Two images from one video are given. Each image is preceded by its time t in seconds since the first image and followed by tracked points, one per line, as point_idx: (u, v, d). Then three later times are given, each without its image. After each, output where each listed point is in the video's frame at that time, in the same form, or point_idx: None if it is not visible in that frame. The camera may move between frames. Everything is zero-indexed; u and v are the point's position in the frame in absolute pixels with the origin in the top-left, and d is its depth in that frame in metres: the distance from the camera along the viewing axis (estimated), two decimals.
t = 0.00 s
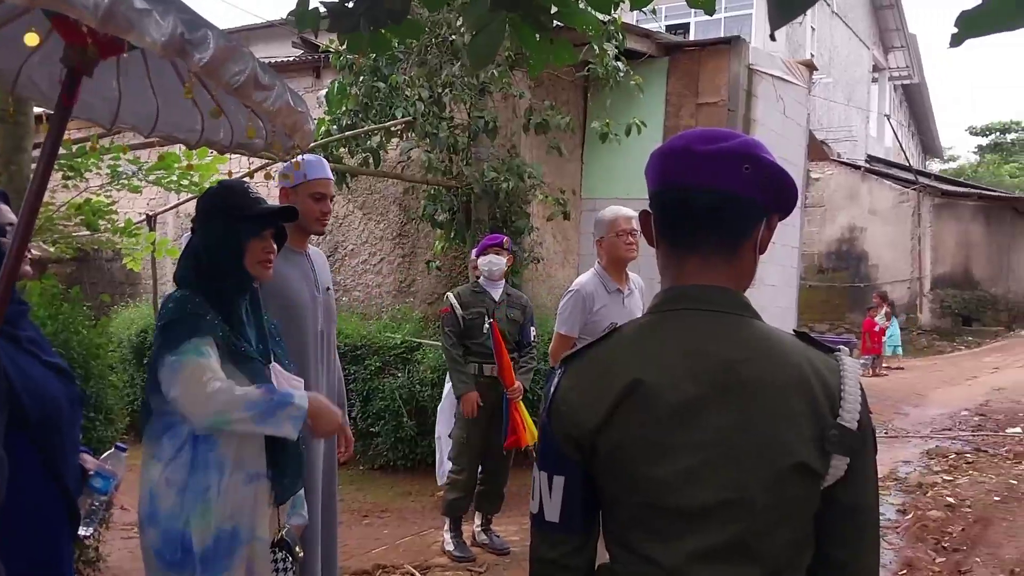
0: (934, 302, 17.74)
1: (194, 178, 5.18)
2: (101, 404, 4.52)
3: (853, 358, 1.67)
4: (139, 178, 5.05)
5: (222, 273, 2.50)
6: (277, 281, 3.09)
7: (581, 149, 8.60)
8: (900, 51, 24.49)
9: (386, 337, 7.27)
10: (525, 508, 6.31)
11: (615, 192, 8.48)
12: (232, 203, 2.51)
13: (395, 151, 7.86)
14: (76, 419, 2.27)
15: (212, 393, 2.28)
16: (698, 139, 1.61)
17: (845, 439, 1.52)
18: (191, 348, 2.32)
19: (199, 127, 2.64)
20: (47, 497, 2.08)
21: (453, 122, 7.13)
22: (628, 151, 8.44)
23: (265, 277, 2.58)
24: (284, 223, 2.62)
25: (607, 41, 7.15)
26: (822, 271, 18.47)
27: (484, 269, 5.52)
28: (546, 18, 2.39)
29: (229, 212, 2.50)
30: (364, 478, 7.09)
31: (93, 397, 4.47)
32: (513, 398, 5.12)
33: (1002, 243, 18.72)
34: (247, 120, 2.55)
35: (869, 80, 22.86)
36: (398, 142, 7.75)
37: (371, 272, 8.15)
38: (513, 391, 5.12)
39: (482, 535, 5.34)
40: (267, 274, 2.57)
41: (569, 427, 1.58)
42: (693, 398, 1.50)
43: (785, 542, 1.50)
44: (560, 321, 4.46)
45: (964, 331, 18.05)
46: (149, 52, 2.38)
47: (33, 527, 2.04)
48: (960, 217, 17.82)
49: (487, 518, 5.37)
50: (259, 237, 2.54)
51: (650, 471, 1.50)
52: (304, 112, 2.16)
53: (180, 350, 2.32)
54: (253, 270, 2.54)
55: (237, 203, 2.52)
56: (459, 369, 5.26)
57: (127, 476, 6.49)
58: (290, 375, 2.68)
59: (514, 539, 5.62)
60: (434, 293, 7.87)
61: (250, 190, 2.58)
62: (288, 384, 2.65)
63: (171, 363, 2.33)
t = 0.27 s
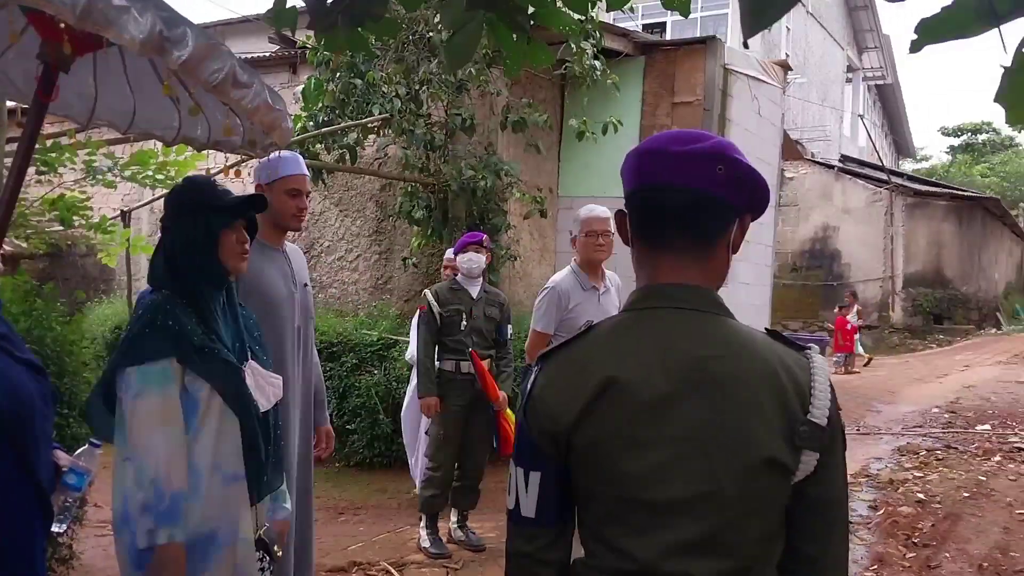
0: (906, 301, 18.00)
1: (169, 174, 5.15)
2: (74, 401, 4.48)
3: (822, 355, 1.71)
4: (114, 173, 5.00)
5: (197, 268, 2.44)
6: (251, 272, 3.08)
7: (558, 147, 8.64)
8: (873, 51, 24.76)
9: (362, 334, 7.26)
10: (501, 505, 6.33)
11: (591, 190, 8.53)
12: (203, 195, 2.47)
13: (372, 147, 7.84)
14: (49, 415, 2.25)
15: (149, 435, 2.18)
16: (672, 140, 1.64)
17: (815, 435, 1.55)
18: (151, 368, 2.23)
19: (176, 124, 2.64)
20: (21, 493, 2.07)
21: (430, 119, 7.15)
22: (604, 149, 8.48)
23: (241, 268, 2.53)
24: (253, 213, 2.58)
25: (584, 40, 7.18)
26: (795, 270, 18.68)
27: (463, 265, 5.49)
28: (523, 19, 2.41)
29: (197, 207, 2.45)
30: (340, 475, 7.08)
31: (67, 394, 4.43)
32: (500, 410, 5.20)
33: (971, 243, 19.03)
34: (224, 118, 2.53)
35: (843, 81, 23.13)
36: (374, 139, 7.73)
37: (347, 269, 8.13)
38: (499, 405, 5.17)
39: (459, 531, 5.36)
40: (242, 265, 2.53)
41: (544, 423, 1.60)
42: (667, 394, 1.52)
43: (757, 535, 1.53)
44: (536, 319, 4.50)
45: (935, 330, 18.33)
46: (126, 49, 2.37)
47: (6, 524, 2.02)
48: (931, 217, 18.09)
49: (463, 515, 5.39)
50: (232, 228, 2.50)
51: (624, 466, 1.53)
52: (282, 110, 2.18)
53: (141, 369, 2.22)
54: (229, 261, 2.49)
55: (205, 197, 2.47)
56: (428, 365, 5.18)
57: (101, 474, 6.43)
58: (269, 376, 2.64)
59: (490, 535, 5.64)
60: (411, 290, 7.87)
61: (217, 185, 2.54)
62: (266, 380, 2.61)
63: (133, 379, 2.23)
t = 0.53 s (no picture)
0: (878, 299, 18.23)
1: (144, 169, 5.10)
2: (47, 398, 4.44)
3: (793, 353, 1.74)
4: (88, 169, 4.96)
5: (169, 265, 2.42)
6: (224, 266, 3.08)
7: (535, 146, 8.65)
8: (848, 52, 25.02)
9: (338, 332, 7.24)
10: (476, 502, 6.35)
11: (567, 189, 8.57)
12: (172, 192, 2.45)
13: (349, 144, 7.82)
14: (21, 413, 2.23)
15: (97, 435, 2.16)
16: (647, 140, 1.66)
17: (785, 432, 1.57)
18: (111, 368, 2.20)
19: (153, 121, 2.66)
20: None
21: (407, 116, 7.16)
22: (581, 148, 8.52)
23: (213, 263, 2.51)
24: (223, 207, 2.58)
25: (561, 39, 7.21)
26: (769, 269, 18.87)
27: (441, 264, 5.51)
28: (499, 19, 2.42)
29: (169, 203, 2.44)
30: (316, 473, 7.06)
31: (39, 391, 4.39)
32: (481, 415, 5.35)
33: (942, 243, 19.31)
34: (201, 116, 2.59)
35: (817, 82, 23.39)
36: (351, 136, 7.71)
37: (323, 266, 8.10)
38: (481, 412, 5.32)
39: (434, 529, 5.37)
40: (214, 259, 2.51)
41: (518, 420, 1.63)
42: (639, 391, 1.55)
43: (728, 531, 1.55)
44: (512, 316, 4.52)
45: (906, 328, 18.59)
46: (103, 46, 2.35)
47: None
48: (903, 217, 18.33)
49: (439, 512, 5.40)
50: (203, 222, 2.48)
51: (596, 462, 1.55)
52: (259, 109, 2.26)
53: (97, 369, 2.20)
54: (200, 255, 2.47)
55: (176, 192, 2.46)
56: (402, 366, 5.18)
57: (73, 472, 6.37)
58: (245, 374, 2.63)
59: (465, 533, 5.66)
60: (387, 288, 7.86)
61: (188, 180, 2.53)
62: (238, 378, 2.60)
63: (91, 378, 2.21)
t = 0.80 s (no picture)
0: (851, 300, 18.44)
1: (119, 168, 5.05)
2: (20, 398, 4.39)
3: (765, 352, 1.77)
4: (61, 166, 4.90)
5: (136, 265, 2.42)
6: (198, 264, 3.07)
7: (512, 146, 8.67)
8: (822, 54, 25.26)
9: (314, 331, 7.21)
10: (452, 502, 6.36)
11: (544, 188, 8.60)
12: (140, 191, 2.45)
13: (325, 143, 7.79)
14: None
15: (110, 428, 2.23)
16: (624, 142, 1.68)
17: (758, 430, 1.60)
18: (94, 366, 2.26)
19: (130, 120, 2.68)
20: None
21: (384, 115, 7.16)
22: (558, 148, 8.55)
23: (178, 263, 2.51)
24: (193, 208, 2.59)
25: (538, 39, 7.23)
26: (744, 269, 19.02)
27: (420, 264, 5.50)
28: (477, 18, 2.42)
29: (140, 202, 2.44)
30: (292, 473, 7.03)
31: (12, 391, 4.34)
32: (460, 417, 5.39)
33: (914, 244, 19.58)
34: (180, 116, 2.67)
35: (792, 83, 23.63)
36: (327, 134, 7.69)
37: (299, 265, 8.06)
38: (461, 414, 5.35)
39: (410, 528, 5.38)
40: (179, 259, 2.51)
41: (493, 419, 1.65)
42: (615, 389, 1.57)
43: (702, 528, 1.58)
44: (490, 315, 4.54)
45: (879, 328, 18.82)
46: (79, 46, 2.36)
47: None
48: (875, 218, 18.56)
49: (415, 511, 5.41)
50: (172, 222, 2.48)
51: (572, 460, 1.57)
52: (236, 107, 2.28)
53: (81, 368, 2.25)
54: (166, 256, 2.47)
55: (148, 191, 2.46)
56: (381, 364, 5.21)
57: (46, 472, 6.29)
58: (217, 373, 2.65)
59: (441, 532, 5.66)
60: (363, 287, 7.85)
61: (160, 179, 2.53)
62: (208, 376, 2.60)
63: (79, 381, 2.26)
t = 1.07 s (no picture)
0: (824, 301, 18.67)
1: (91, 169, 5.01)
2: None
3: (737, 353, 1.80)
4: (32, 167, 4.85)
5: (102, 264, 2.43)
6: (173, 265, 3.05)
7: (488, 147, 8.69)
8: (794, 57, 25.52)
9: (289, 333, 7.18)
10: (428, 503, 6.37)
11: (519, 190, 8.63)
12: (108, 191, 2.46)
13: (300, 144, 7.76)
14: None
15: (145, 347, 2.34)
16: (601, 145, 1.70)
17: (729, 431, 1.64)
18: (94, 333, 2.33)
19: (105, 122, 2.66)
20: None
21: (359, 116, 7.15)
22: (533, 150, 8.60)
23: (144, 263, 2.52)
24: (160, 209, 2.58)
25: (513, 41, 7.26)
26: (718, 270, 19.19)
27: (395, 264, 5.52)
28: (452, 22, 2.41)
29: (108, 202, 2.45)
30: (266, 475, 7.00)
31: None
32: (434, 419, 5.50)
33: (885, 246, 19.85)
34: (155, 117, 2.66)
35: (765, 87, 23.88)
36: (303, 135, 7.66)
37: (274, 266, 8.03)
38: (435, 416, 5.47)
39: (385, 529, 5.38)
40: (145, 260, 2.52)
41: (468, 420, 1.66)
42: (590, 390, 1.59)
43: (674, 527, 1.61)
44: (466, 317, 4.54)
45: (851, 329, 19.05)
46: (53, 48, 2.38)
47: None
48: (847, 220, 18.80)
49: (390, 512, 5.41)
50: (137, 222, 2.48)
51: (547, 460, 1.59)
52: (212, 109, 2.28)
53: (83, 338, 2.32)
54: (130, 256, 2.48)
55: (117, 191, 2.47)
56: (357, 365, 5.22)
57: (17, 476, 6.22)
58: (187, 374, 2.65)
59: (416, 533, 5.67)
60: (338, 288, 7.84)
61: (130, 179, 2.53)
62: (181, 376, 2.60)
63: (84, 352, 2.33)
